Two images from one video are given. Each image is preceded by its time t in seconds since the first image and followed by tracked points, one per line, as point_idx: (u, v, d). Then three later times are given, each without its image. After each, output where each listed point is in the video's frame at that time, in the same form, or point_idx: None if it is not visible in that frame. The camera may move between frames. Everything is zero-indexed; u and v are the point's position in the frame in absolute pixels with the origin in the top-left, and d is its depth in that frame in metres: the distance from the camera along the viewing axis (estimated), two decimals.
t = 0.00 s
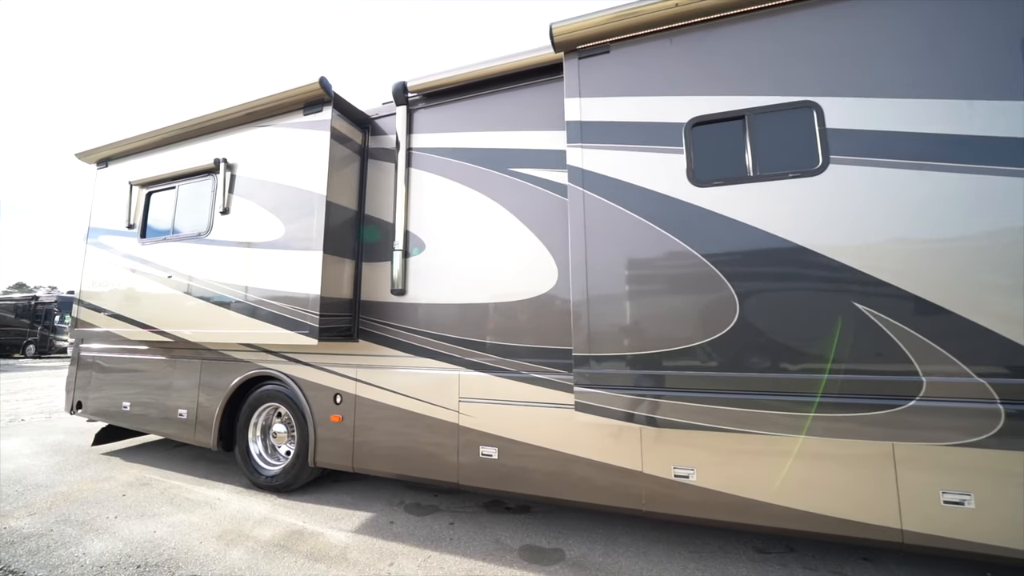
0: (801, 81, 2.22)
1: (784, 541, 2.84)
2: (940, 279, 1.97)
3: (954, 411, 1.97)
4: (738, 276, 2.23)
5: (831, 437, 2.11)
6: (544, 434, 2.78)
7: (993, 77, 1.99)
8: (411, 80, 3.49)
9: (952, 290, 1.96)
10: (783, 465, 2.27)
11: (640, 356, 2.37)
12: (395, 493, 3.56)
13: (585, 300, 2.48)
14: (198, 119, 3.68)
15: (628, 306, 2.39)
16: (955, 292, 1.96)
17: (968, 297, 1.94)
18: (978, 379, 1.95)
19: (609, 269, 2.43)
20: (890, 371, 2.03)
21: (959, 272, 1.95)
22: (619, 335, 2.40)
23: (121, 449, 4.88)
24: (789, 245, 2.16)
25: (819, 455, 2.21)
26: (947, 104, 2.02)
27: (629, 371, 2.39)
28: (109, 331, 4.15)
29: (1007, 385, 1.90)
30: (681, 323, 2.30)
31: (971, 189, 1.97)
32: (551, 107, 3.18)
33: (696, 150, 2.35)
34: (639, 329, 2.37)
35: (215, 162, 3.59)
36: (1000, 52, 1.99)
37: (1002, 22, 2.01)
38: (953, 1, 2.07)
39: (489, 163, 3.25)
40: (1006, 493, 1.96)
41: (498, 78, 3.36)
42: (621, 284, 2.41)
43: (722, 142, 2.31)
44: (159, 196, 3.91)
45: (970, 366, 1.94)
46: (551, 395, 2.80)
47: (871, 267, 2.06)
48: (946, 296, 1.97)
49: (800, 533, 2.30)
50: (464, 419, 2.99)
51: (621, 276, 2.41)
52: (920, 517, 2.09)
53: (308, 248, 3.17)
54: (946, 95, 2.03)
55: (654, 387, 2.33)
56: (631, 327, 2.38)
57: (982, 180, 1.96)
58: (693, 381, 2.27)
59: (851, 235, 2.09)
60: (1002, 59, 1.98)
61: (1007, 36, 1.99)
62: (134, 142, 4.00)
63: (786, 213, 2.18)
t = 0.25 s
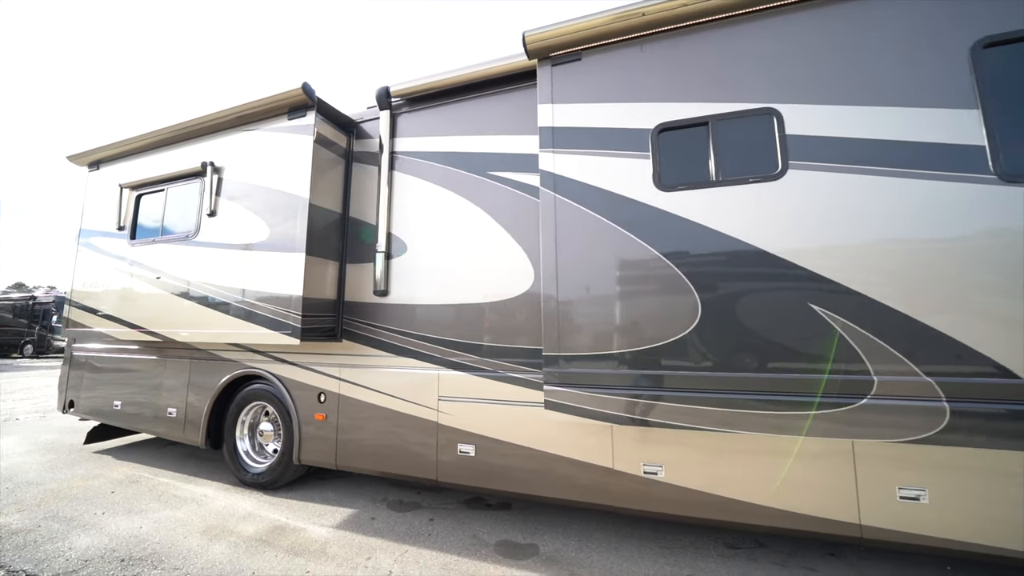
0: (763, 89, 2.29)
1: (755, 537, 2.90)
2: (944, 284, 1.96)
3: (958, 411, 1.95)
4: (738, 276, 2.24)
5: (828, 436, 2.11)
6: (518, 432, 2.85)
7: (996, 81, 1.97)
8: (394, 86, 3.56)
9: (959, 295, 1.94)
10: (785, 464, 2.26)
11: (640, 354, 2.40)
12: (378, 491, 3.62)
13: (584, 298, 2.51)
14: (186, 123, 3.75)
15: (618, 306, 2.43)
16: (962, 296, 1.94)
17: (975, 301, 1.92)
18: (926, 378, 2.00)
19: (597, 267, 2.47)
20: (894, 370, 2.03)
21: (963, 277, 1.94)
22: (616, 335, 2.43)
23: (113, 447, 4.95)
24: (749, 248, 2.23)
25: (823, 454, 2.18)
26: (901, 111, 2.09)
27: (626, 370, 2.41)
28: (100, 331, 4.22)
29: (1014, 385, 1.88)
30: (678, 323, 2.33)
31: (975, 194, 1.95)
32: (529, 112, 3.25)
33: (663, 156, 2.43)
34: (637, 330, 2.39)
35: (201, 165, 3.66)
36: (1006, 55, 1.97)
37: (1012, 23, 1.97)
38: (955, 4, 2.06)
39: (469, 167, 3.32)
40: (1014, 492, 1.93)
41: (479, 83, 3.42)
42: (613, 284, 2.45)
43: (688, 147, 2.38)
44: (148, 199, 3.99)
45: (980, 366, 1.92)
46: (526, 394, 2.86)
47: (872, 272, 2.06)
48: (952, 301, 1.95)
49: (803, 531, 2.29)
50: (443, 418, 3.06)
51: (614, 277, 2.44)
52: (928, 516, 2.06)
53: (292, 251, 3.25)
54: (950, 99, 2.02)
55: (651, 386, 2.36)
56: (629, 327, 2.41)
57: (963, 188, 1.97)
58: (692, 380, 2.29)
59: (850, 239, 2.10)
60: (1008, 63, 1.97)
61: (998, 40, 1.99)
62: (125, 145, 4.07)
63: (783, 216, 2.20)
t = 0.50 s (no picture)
0: (726, 95, 2.36)
1: (726, 532, 2.96)
2: (940, 284, 1.97)
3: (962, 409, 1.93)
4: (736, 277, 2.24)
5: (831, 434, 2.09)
6: (494, 429, 2.91)
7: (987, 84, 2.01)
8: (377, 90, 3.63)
9: (955, 296, 1.95)
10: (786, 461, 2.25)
11: (640, 350, 2.38)
12: (362, 487, 3.69)
13: (581, 298, 2.51)
14: (175, 127, 3.83)
15: (613, 306, 2.42)
16: (958, 299, 1.94)
17: (971, 302, 1.93)
18: (878, 376, 2.04)
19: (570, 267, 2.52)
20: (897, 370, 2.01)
21: (961, 278, 1.94)
22: (620, 338, 2.41)
23: (106, 445, 5.02)
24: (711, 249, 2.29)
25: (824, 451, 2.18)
26: (859, 116, 2.16)
27: (627, 368, 2.39)
28: (92, 331, 4.30)
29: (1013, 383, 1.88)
30: (676, 321, 2.32)
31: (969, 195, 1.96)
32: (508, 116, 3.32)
33: (629, 159, 2.50)
34: (637, 329, 2.38)
35: (189, 168, 3.74)
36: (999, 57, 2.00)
37: (1009, 23, 1.99)
38: (954, 5, 2.07)
39: (449, 170, 3.39)
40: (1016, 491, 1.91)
41: (459, 87, 3.49)
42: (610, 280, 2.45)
43: (653, 151, 2.45)
44: (138, 201, 4.06)
45: (978, 367, 1.91)
46: (502, 391, 2.93)
47: (869, 274, 2.06)
48: (947, 301, 1.96)
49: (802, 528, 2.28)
50: (423, 415, 3.13)
51: (608, 272, 2.45)
52: (929, 516, 2.05)
53: (277, 252, 3.34)
54: (944, 102, 2.05)
55: (647, 384, 2.34)
56: (629, 327, 2.40)
57: (921, 193, 2.03)
58: (690, 378, 2.27)
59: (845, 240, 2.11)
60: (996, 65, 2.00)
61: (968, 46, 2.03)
62: (116, 149, 4.15)
63: (779, 217, 2.21)
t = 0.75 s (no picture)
0: (692, 98, 2.42)
1: (699, 526, 3.02)
2: (935, 284, 1.99)
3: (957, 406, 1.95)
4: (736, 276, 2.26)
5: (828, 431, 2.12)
6: (471, 424, 2.98)
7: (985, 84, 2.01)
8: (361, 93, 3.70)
9: (952, 295, 1.97)
10: (785, 458, 2.28)
11: (641, 349, 2.39)
12: (347, 482, 3.77)
13: (579, 298, 2.53)
14: (165, 129, 3.91)
15: (606, 306, 2.46)
16: (954, 298, 1.96)
17: (967, 302, 1.95)
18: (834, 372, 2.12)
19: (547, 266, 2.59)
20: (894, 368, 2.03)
21: (956, 278, 1.96)
22: (623, 340, 2.43)
23: (99, 442, 5.11)
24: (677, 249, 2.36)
25: (821, 448, 2.21)
26: (821, 119, 2.21)
27: (628, 367, 2.41)
28: (84, 329, 4.38)
29: (1008, 380, 1.90)
30: (674, 321, 2.34)
31: (966, 195, 1.97)
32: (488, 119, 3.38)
33: (598, 161, 2.56)
34: (637, 330, 2.40)
35: (178, 170, 3.82)
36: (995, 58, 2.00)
37: (1010, 23, 1.98)
38: (957, 4, 2.06)
39: (431, 171, 3.46)
40: (1009, 489, 1.93)
41: (442, 90, 3.55)
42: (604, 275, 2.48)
43: (622, 153, 2.52)
44: (129, 201, 4.14)
45: (974, 366, 1.93)
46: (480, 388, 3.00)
47: (867, 273, 2.08)
48: (941, 301, 1.98)
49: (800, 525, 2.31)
50: (403, 411, 3.20)
51: (601, 264, 2.48)
52: (933, 514, 2.05)
53: (263, 252, 3.42)
54: (941, 104, 2.07)
55: (647, 381, 2.37)
56: (629, 327, 2.41)
57: (880, 196, 2.09)
58: (689, 377, 2.29)
59: (842, 240, 2.13)
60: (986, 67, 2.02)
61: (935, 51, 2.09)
62: (107, 151, 4.22)
63: (778, 217, 2.22)
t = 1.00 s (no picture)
0: (660, 104, 2.50)
1: (674, 522, 3.07)
2: (938, 283, 2.01)
3: (958, 404, 1.98)
4: (733, 275, 2.29)
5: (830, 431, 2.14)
6: (451, 421, 3.04)
7: (980, 86, 2.06)
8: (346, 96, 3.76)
9: (952, 295, 1.99)
10: (785, 458, 2.30)
11: (641, 349, 2.40)
12: (332, 479, 3.83)
13: (574, 299, 2.54)
14: (154, 131, 3.97)
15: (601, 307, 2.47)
16: (955, 299, 1.98)
17: (968, 302, 1.97)
18: (793, 369, 2.18)
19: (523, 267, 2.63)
20: (898, 367, 2.04)
21: (959, 277, 1.98)
22: (623, 340, 2.42)
23: (91, 440, 5.17)
24: (644, 250, 2.43)
25: (822, 449, 2.24)
26: (783, 124, 2.29)
27: (628, 366, 2.41)
28: (76, 328, 4.45)
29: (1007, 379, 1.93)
30: (656, 320, 2.38)
31: (965, 195, 2.00)
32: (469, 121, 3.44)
33: (570, 163, 2.62)
34: (637, 330, 2.40)
35: (167, 171, 3.89)
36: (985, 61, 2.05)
37: (981, 27, 2.04)
38: (904, 16, 2.16)
39: (414, 173, 3.52)
40: (1003, 488, 1.97)
41: (424, 93, 3.61)
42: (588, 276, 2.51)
43: (593, 156, 2.59)
44: (119, 202, 4.20)
45: (974, 365, 1.96)
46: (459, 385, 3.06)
47: (868, 272, 2.10)
48: (941, 301, 2.00)
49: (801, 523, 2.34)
50: (385, 408, 3.26)
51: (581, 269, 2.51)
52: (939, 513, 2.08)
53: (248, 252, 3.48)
54: (940, 104, 2.10)
55: (647, 380, 2.37)
56: (628, 327, 2.42)
57: (836, 198, 2.18)
58: (656, 374, 2.36)
59: (843, 239, 2.15)
60: (967, 70, 2.07)
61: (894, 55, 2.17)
62: (98, 152, 4.28)
63: (779, 216, 2.25)
